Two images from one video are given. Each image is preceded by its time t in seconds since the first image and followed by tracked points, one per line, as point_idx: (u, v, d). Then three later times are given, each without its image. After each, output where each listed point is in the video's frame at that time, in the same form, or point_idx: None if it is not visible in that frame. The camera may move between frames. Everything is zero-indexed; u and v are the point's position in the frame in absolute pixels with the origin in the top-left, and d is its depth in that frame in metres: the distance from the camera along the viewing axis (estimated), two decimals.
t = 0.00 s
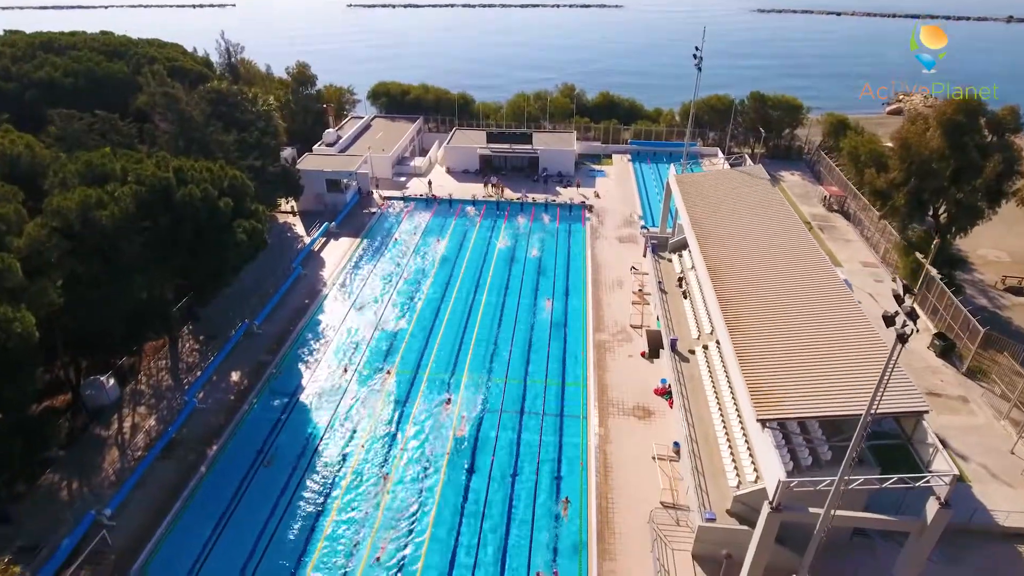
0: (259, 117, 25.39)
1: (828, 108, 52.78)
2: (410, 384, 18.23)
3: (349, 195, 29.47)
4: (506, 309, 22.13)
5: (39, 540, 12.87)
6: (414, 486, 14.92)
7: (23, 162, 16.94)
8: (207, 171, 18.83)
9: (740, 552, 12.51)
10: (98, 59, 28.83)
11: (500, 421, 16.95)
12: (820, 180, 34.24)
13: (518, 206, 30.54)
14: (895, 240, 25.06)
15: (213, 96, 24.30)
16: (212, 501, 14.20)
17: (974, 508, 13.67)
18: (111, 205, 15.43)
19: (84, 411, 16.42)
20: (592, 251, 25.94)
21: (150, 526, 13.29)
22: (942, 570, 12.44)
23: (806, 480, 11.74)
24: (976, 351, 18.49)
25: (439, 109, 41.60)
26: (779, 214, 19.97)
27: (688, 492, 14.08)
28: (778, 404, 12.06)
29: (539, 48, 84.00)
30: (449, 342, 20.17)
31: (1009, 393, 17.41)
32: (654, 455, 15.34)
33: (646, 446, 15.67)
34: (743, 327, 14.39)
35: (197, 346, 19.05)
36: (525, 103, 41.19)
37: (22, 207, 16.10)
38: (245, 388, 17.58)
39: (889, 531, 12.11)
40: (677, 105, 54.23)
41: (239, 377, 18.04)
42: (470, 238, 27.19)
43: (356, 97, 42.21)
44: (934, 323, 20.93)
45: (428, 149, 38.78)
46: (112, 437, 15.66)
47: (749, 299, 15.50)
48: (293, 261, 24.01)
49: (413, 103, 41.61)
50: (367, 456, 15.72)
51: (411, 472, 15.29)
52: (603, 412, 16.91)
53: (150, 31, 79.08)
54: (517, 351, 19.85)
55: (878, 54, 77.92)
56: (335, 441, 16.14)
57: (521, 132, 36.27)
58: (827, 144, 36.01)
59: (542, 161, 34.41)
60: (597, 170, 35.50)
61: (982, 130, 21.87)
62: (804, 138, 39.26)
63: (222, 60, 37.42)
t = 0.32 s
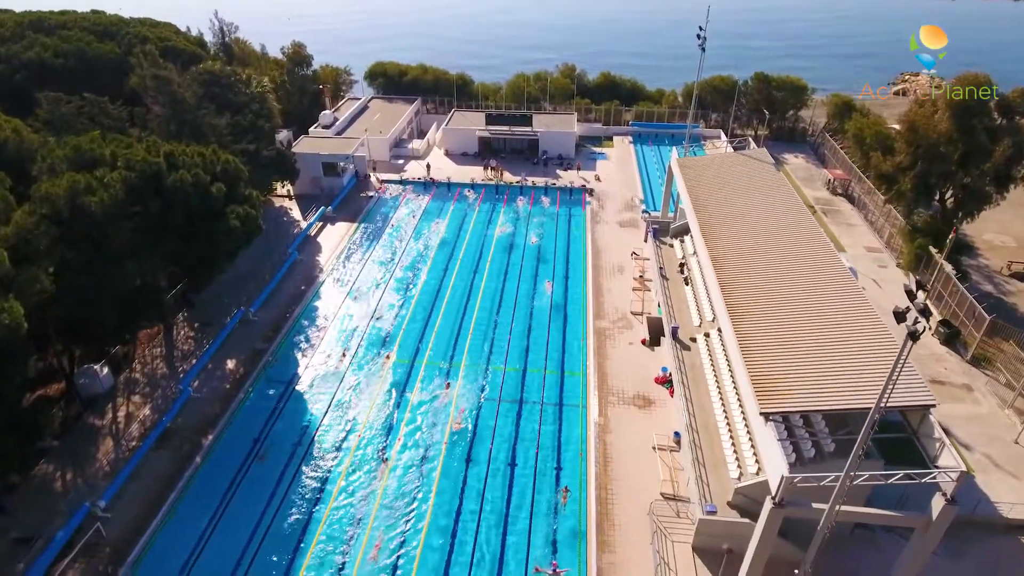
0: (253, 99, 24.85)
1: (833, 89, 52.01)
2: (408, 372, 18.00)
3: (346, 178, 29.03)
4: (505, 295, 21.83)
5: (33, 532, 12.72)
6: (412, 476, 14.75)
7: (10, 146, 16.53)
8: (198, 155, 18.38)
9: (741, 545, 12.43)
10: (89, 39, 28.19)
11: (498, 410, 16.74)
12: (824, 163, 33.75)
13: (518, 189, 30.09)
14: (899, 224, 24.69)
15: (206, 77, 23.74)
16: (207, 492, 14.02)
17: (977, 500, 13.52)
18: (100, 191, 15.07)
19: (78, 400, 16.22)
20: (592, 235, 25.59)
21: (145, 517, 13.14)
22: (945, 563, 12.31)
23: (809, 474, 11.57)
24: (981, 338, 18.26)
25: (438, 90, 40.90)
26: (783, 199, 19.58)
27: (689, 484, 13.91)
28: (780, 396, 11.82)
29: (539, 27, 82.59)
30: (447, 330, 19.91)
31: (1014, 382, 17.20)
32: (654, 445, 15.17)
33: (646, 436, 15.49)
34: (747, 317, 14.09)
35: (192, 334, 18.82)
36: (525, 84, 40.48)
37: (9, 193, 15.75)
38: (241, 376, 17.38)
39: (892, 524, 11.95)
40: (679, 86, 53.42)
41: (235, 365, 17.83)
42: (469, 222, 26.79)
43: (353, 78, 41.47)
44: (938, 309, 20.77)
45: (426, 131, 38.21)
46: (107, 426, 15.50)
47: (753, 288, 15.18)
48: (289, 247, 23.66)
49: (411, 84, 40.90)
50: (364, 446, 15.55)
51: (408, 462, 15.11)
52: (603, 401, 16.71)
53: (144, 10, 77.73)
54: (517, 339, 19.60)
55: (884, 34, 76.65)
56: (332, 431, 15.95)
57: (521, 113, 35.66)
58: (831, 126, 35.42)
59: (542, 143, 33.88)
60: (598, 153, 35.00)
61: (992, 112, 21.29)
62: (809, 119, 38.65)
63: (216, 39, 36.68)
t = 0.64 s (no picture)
0: (247, 81, 24.33)
1: (838, 71, 51.16)
2: (406, 361, 17.80)
3: (343, 162, 28.60)
4: (505, 282, 21.57)
5: (28, 524, 12.61)
6: (409, 465, 14.63)
7: None
8: (190, 141, 18.00)
9: (742, 538, 12.36)
10: (79, 19, 27.54)
11: (497, 399, 16.57)
12: (829, 147, 33.25)
13: (517, 173, 29.68)
14: (904, 210, 24.33)
15: (199, 59, 23.20)
16: (203, 483, 13.88)
17: (980, 492, 13.39)
18: (90, 178, 14.74)
19: (73, 389, 16.05)
20: (592, 221, 25.25)
21: (141, 509, 13.02)
22: (948, 555, 12.21)
23: (811, 469, 11.43)
24: (985, 327, 18.09)
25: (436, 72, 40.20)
26: (788, 186, 19.20)
27: (689, 475, 13.78)
28: (782, 389, 11.63)
29: (539, 7, 81.11)
30: (446, 317, 19.69)
31: (1018, 371, 17.02)
32: (654, 436, 15.02)
33: (647, 426, 15.35)
34: (750, 308, 13.84)
35: (187, 322, 18.60)
36: (526, 65, 39.76)
37: None
38: (237, 365, 17.20)
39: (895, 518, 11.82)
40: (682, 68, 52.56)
41: (231, 354, 17.63)
42: (468, 207, 26.41)
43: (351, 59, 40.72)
44: (942, 297, 20.60)
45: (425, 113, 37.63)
46: (102, 416, 15.35)
47: (756, 277, 14.92)
48: (285, 233, 23.34)
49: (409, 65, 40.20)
50: (362, 435, 15.41)
51: (406, 452, 14.97)
52: (603, 390, 16.54)
53: None
54: (516, 326, 19.37)
55: (891, 15, 75.25)
56: (330, 420, 15.80)
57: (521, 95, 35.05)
58: (836, 109, 34.81)
59: (542, 126, 33.35)
60: (599, 136, 34.49)
61: (1001, 96, 20.82)
62: (813, 102, 38.01)
63: (210, 19, 35.92)
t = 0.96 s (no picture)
0: (241, 61, 23.73)
1: (844, 50, 50.24)
2: (404, 349, 17.58)
3: (340, 144, 28.10)
4: (504, 267, 21.27)
5: (22, 516, 12.50)
6: (407, 455, 14.49)
7: None
8: (180, 124, 17.54)
9: (743, 532, 12.22)
10: None
11: (496, 388, 16.38)
12: (834, 128, 32.68)
13: (517, 155, 29.20)
14: (910, 193, 23.91)
15: (191, 39, 22.57)
16: (200, 473, 13.76)
17: (984, 483, 13.24)
18: (78, 164, 14.34)
19: (67, 377, 15.86)
20: (593, 205, 24.85)
21: (136, 501, 12.91)
22: (949, 548, 12.09)
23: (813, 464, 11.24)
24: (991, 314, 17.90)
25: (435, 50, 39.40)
26: (793, 170, 18.80)
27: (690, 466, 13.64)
28: (785, 381, 11.41)
29: None
30: (445, 304, 19.44)
31: None
32: (654, 426, 14.87)
33: (648, 416, 15.19)
34: (754, 298, 13.56)
35: (182, 308, 18.35)
36: (526, 43, 38.93)
37: None
38: (233, 353, 16.99)
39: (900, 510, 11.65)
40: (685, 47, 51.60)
41: (226, 341, 17.41)
42: (467, 190, 25.99)
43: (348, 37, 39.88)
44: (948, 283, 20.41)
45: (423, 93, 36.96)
46: (96, 405, 15.18)
47: (760, 266, 14.62)
48: (281, 217, 22.97)
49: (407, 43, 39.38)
50: (359, 424, 15.25)
51: (404, 442, 14.81)
52: (603, 379, 16.35)
53: None
54: (515, 314, 19.11)
55: None
56: (327, 409, 15.64)
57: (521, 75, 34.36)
58: (843, 89, 34.16)
59: (542, 107, 32.74)
60: (600, 116, 33.89)
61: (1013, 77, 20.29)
62: (819, 81, 37.29)
63: None
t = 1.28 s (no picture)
0: (233, 42, 23.10)
1: (851, 28, 49.29)
2: (401, 338, 17.36)
3: (336, 127, 27.58)
4: (503, 253, 20.95)
5: (16, 509, 12.39)
6: (404, 446, 14.35)
7: None
8: (171, 108, 16.92)
9: (743, 527, 12.09)
10: None
11: (494, 378, 16.18)
12: (839, 109, 32.10)
13: (516, 138, 28.68)
14: (917, 177, 23.50)
15: (181, 19, 21.93)
16: (196, 464, 13.67)
17: (988, 474, 13.11)
18: (66, 151, 13.95)
19: (61, 367, 15.65)
20: (593, 189, 24.46)
21: (131, 493, 12.80)
22: (953, 542, 11.97)
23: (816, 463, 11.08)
24: (997, 302, 17.67)
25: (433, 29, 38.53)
26: (799, 155, 18.31)
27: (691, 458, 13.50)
28: (788, 376, 11.12)
29: None
30: (443, 291, 19.16)
31: None
32: (654, 417, 14.71)
33: (648, 406, 15.03)
34: (757, 289, 13.26)
35: (177, 296, 18.11)
36: (526, 21, 38.05)
37: None
38: (228, 341, 16.79)
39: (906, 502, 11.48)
40: (688, 25, 50.58)
41: (222, 330, 17.19)
42: (466, 174, 25.54)
43: (344, 15, 38.98)
44: (953, 270, 20.18)
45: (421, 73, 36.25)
46: (90, 396, 15.02)
47: (763, 255, 14.29)
48: (276, 202, 22.61)
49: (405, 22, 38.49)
50: (356, 415, 15.08)
51: (401, 433, 14.65)
52: (602, 368, 16.15)
53: None
54: (514, 302, 18.84)
55: None
56: (323, 399, 15.46)
57: (521, 54, 33.64)
58: (849, 69, 33.49)
59: (542, 87, 32.11)
60: (602, 97, 33.27)
61: None
62: (825, 60, 36.56)
63: None
